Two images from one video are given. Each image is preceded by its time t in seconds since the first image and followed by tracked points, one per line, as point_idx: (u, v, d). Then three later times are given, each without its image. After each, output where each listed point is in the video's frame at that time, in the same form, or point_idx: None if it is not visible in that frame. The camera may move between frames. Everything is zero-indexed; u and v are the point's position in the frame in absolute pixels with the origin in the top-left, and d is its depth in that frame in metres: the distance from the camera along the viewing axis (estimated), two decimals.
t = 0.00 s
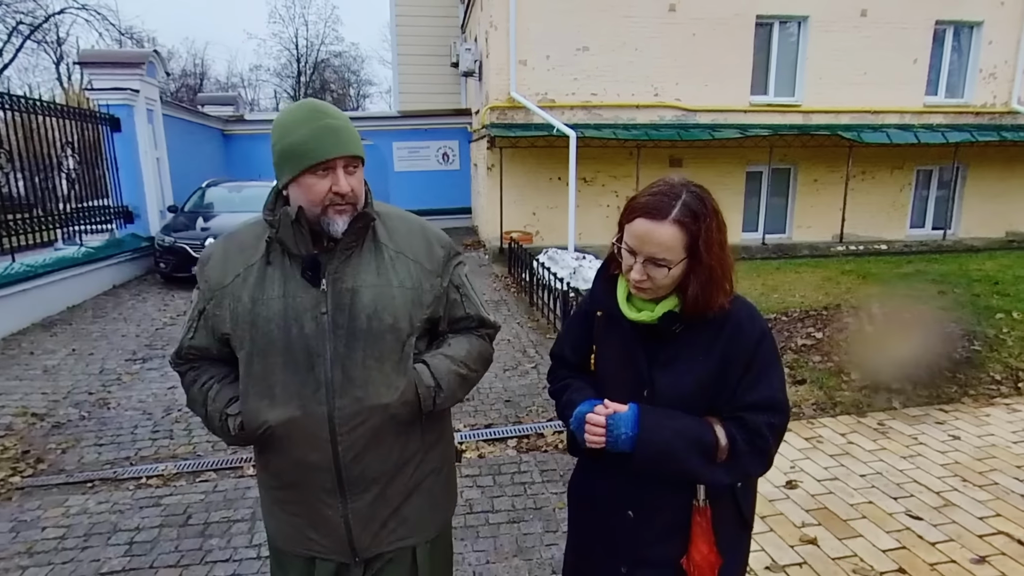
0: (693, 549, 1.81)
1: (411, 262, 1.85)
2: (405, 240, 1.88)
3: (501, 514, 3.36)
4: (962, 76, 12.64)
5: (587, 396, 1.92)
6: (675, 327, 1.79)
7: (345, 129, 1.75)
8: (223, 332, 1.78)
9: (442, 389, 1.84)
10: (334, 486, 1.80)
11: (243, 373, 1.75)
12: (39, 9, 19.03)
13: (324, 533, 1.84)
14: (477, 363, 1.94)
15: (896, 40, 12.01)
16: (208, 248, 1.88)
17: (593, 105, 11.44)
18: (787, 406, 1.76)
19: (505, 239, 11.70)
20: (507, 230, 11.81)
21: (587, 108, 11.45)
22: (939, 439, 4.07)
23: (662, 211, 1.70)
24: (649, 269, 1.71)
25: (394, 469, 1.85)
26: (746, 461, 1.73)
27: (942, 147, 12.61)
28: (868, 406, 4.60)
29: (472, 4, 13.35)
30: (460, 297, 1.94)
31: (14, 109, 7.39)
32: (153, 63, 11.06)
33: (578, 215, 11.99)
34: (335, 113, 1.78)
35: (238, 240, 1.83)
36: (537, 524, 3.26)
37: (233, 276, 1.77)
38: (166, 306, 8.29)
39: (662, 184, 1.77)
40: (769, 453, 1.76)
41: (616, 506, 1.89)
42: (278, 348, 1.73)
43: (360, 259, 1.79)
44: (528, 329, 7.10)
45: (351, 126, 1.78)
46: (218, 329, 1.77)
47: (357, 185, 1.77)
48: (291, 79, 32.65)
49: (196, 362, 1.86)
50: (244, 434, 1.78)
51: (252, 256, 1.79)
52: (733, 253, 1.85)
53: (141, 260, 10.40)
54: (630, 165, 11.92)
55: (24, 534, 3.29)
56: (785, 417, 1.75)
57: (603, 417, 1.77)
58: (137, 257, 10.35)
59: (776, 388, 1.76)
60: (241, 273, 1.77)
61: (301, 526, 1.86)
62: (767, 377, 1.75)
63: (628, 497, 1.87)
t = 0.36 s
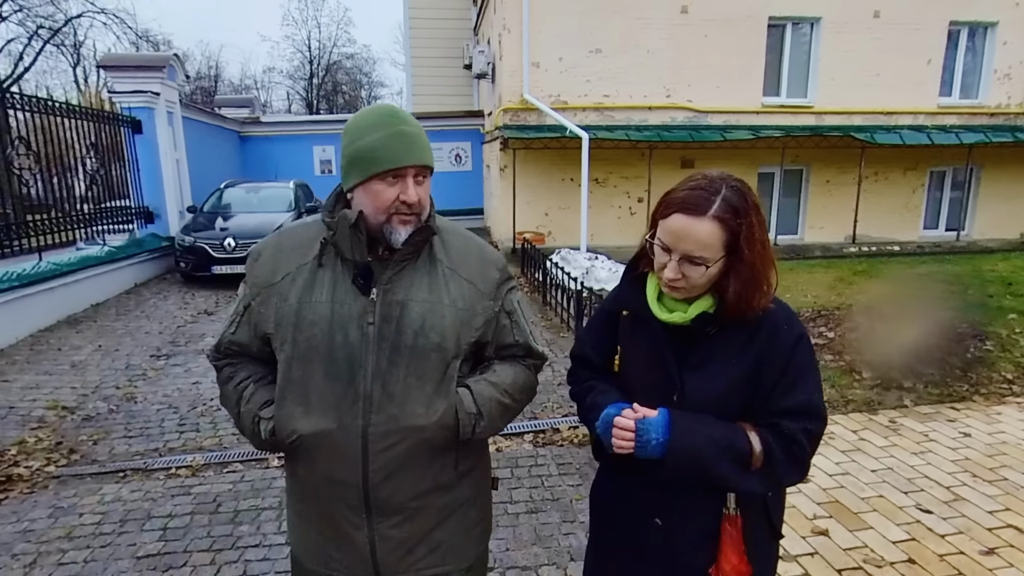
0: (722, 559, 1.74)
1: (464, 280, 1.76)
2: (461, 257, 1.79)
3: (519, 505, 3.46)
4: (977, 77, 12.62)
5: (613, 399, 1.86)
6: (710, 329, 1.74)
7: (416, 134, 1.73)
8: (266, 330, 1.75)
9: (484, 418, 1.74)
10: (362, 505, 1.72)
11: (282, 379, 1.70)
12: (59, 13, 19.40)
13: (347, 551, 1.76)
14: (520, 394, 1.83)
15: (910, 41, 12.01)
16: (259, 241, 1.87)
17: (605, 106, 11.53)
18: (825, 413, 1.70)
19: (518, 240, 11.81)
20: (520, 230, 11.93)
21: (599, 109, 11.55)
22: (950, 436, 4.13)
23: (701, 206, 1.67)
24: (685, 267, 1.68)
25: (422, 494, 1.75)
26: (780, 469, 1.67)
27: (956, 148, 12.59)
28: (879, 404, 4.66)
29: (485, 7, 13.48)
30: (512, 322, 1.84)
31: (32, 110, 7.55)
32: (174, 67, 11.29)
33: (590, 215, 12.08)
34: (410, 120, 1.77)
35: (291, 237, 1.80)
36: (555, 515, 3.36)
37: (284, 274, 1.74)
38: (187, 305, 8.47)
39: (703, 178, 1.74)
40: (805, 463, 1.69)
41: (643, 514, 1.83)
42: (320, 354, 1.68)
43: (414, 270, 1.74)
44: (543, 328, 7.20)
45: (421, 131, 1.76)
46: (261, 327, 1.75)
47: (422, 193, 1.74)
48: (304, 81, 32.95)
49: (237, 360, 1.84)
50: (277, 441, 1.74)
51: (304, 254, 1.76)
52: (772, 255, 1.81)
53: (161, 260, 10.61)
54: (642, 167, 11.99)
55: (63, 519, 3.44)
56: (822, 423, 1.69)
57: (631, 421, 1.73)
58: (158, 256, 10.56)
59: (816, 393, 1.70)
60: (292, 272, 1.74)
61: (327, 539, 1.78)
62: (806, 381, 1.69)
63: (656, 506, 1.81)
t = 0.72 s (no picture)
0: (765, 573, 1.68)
1: (522, 279, 1.82)
2: (518, 257, 1.85)
3: (537, 496, 3.58)
4: (991, 78, 12.60)
5: (653, 411, 1.77)
6: (757, 341, 1.65)
7: (477, 128, 1.74)
8: (323, 322, 1.77)
9: (541, 418, 1.81)
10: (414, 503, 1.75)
11: (341, 372, 1.72)
12: (78, 17, 19.76)
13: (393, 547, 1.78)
14: (570, 395, 1.90)
15: (923, 42, 12.01)
16: (310, 233, 1.88)
17: (617, 108, 11.63)
18: (871, 427, 1.60)
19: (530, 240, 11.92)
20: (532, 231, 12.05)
21: (611, 111, 11.65)
22: (959, 433, 4.21)
23: (759, 214, 1.57)
24: (738, 277, 1.58)
25: (472, 494, 1.80)
26: (829, 486, 1.58)
27: (969, 149, 12.57)
28: (890, 402, 4.73)
29: (498, 11, 13.63)
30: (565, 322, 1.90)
31: (50, 112, 7.68)
32: (194, 70, 11.52)
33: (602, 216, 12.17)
34: (470, 111, 1.79)
35: (348, 229, 1.83)
36: (572, 506, 3.48)
37: (342, 266, 1.77)
38: (207, 303, 8.67)
39: (758, 185, 1.64)
40: (852, 478, 1.61)
41: (680, 527, 1.75)
42: (381, 348, 1.72)
43: (476, 267, 1.78)
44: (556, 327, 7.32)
45: (483, 124, 1.78)
46: (318, 317, 1.77)
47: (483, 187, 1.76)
48: (316, 83, 33.25)
49: (286, 350, 1.84)
50: (333, 436, 1.75)
51: (364, 246, 1.79)
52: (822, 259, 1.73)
53: (181, 260, 10.82)
54: (654, 168, 12.07)
55: (101, 506, 3.59)
56: (870, 437, 1.60)
57: (677, 436, 1.64)
58: (178, 256, 10.78)
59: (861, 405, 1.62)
60: (350, 264, 1.77)
61: (365, 537, 1.81)
62: (852, 395, 1.60)
63: (695, 519, 1.73)
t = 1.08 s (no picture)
0: None
1: (543, 291, 1.86)
2: (539, 268, 1.89)
3: (552, 491, 3.67)
4: (1006, 79, 12.60)
5: (682, 424, 1.76)
6: (790, 348, 1.71)
7: (496, 143, 1.74)
8: (344, 332, 1.80)
9: (561, 430, 1.87)
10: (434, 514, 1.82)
11: (363, 386, 1.76)
12: (96, 20, 20.08)
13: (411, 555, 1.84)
14: (588, 403, 1.95)
15: (936, 44, 11.98)
16: (332, 239, 1.91)
17: (629, 110, 11.69)
18: (894, 429, 1.68)
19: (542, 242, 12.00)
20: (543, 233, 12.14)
21: (623, 113, 11.71)
22: (968, 434, 4.26)
23: (798, 225, 1.59)
24: (775, 287, 1.61)
25: (491, 503, 1.86)
26: (860, 488, 1.64)
27: (983, 151, 12.53)
28: (900, 403, 4.78)
29: (511, 13, 13.72)
30: (585, 332, 1.94)
31: (70, 115, 7.84)
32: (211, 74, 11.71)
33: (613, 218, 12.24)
34: (490, 123, 1.78)
35: (369, 237, 1.86)
36: (586, 501, 3.57)
37: (363, 275, 1.80)
38: (225, 303, 8.84)
39: (795, 195, 1.65)
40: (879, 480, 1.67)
41: (710, 539, 1.76)
42: (403, 361, 1.76)
43: (496, 280, 1.82)
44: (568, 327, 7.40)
45: (504, 138, 1.77)
46: (338, 327, 1.80)
47: (500, 203, 1.77)
48: (328, 85, 33.53)
49: (307, 359, 1.87)
50: (355, 448, 1.80)
51: (385, 256, 1.82)
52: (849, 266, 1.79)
53: (198, 260, 11.01)
54: (665, 170, 12.12)
55: (130, 498, 3.72)
56: (894, 439, 1.68)
57: (721, 449, 1.65)
58: (195, 256, 10.95)
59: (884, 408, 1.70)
60: (371, 273, 1.80)
61: (380, 542, 1.86)
62: (874, 399, 1.69)
63: (726, 531, 1.75)
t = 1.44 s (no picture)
0: None
1: (502, 288, 1.79)
2: (497, 264, 1.82)
3: (561, 483, 3.76)
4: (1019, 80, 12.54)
5: (692, 437, 1.76)
6: (788, 350, 1.77)
7: (432, 141, 1.68)
8: (293, 350, 1.74)
9: (530, 435, 1.78)
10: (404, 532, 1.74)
11: (314, 404, 1.69)
12: (113, 23, 20.39)
13: None
14: (561, 403, 1.87)
15: (948, 44, 11.95)
16: (278, 253, 1.84)
17: (638, 111, 11.75)
18: (886, 418, 1.78)
19: (552, 241, 12.09)
20: (553, 232, 12.23)
21: (633, 114, 11.76)
22: (973, 431, 4.30)
23: (804, 225, 1.64)
24: (781, 287, 1.66)
25: (465, 517, 1.79)
26: (864, 480, 1.72)
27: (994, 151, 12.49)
28: (906, 400, 4.83)
29: (521, 15, 13.82)
30: (551, 328, 1.87)
31: (86, 116, 7.98)
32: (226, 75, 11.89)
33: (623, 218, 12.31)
34: (423, 118, 1.71)
35: (313, 247, 1.80)
36: (594, 492, 3.66)
37: (310, 287, 1.74)
38: (240, 300, 8.99)
39: (795, 196, 1.69)
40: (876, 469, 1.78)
41: (724, 553, 1.78)
42: (355, 374, 1.69)
43: (449, 280, 1.76)
44: (577, 325, 7.48)
45: (441, 135, 1.72)
46: (287, 346, 1.73)
47: (438, 204, 1.71)
48: (340, 86, 33.85)
49: (261, 381, 1.82)
50: (313, 470, 1.73)
51: (330, 266, 1.75)
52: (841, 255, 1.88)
53: (213, 259, 11.18)
54: (675, 170, 12.17)
55: (152, 486, 3.85)
56: (885, 428, 1.79)
57: (739, 458, 1.67)
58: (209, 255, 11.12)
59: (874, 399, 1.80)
60: (318, 285, 1.73)
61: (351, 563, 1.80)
62: (864, 391, 1.78)
63: (740, 542, 1.78)
